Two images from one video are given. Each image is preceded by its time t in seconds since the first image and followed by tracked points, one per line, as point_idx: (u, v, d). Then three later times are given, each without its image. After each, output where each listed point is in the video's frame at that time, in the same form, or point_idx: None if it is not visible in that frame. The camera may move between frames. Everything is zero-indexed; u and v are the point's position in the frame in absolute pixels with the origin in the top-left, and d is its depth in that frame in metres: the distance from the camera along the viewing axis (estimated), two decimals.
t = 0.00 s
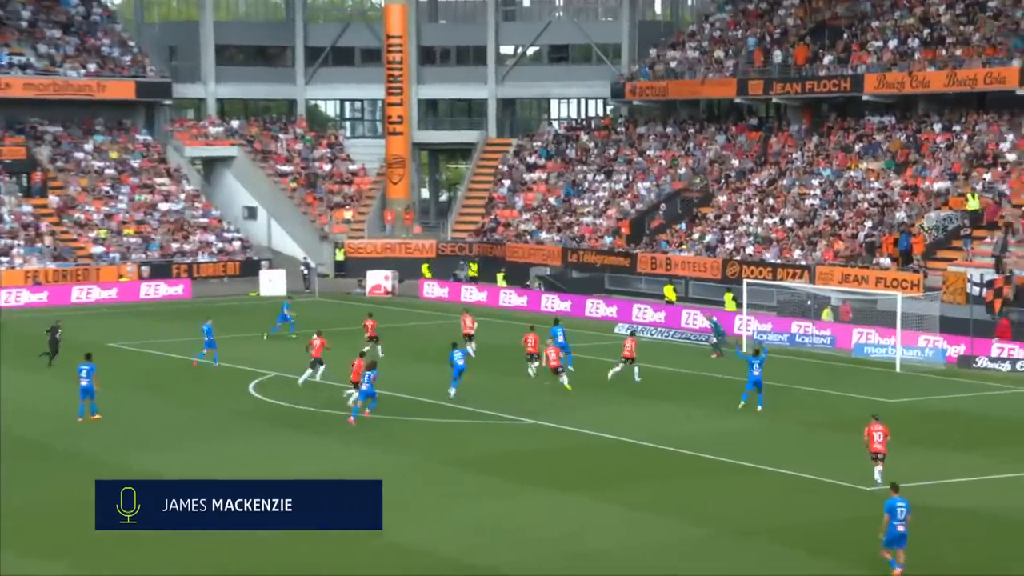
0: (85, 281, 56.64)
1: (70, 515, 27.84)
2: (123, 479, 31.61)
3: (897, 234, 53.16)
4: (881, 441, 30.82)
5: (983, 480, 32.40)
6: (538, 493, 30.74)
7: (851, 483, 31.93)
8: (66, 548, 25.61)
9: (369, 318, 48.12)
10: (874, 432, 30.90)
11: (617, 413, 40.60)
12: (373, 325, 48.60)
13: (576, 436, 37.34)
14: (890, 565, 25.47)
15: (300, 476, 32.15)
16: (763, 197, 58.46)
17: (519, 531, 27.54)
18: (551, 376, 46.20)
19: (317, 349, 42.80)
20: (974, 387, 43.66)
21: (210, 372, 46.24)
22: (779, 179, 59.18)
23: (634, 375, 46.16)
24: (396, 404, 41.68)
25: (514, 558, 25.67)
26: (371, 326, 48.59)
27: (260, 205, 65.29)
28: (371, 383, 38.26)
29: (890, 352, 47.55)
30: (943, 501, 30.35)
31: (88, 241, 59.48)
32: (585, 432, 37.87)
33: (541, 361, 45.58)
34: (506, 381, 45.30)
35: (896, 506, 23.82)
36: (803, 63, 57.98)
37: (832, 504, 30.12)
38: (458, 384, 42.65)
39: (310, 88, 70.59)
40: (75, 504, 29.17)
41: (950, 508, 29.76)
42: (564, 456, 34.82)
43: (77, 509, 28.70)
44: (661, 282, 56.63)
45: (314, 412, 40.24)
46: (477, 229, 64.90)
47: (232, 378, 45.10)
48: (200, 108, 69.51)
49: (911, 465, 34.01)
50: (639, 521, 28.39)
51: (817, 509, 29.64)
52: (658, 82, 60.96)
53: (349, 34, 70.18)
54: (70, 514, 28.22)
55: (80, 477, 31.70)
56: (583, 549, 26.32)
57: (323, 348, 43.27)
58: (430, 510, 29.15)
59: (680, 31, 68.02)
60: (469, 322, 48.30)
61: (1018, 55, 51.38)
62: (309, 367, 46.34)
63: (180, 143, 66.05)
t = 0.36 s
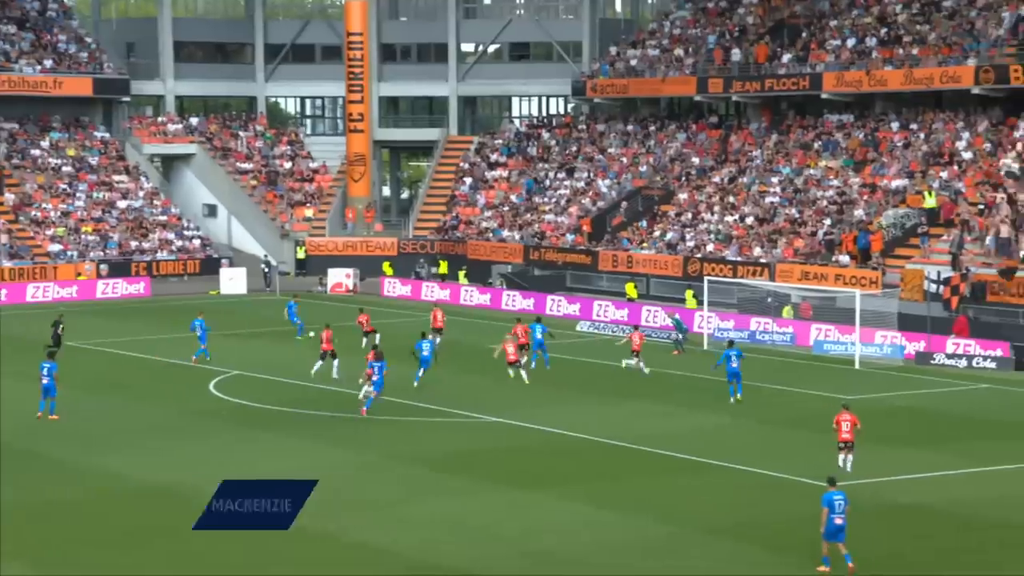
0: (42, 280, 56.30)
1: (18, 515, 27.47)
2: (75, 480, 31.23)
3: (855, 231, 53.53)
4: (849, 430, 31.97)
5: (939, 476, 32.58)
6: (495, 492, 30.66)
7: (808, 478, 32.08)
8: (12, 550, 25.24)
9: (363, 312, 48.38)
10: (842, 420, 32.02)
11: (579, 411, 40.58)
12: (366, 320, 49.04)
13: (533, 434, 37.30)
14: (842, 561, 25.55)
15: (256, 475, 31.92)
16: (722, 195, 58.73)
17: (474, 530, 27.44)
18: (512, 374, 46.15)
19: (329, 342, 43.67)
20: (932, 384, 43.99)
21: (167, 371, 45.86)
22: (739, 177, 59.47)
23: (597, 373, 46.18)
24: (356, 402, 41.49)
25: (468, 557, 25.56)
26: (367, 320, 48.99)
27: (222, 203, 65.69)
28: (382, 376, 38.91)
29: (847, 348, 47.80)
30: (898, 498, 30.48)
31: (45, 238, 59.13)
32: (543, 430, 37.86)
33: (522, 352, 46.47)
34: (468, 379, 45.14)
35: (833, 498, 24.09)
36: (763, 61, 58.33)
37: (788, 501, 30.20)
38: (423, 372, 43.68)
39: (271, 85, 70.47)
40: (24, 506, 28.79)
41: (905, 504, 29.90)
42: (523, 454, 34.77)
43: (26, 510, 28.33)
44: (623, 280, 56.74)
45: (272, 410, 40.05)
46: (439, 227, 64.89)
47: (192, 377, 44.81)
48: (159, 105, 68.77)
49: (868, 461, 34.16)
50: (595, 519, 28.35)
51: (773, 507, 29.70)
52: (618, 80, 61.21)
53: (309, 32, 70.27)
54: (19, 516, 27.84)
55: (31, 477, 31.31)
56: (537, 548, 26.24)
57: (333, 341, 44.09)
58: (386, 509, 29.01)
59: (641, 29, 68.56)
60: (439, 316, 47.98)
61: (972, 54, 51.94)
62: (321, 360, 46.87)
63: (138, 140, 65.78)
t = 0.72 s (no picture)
0: (31, 279, 56.27)
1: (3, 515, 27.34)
2: (62, 480, 31.09)
3: (844, 231, 53.62)
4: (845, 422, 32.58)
5: (929, 475, 32.55)
6: (485, 492, 30.57)
7: (798, 476, 32.04)
8: None
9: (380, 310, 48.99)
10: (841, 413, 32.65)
11: (569, 411, 40.48)
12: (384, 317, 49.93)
13: (523, 434, 37.29)
14: (830, 561, 25.54)
15: (245, 475, 31.79)
16: (712, 194, 58.77)
17: (463, 530, 27.37)
18: (502, 373, 46.15)
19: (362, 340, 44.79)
20: (921, 382, 44.01)
21: (156, 370, 45.79)
22: (728, 176, 59.50)
23: (585, 373, 46.10)
24: (345, 402, 41.36)
25: (455, 558, 25.47)
26: (385, 318, 49.59)
27: (211, 202, 65.65)
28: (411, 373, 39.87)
29: (836, 347, 47.82)
30: (888, 496, 30.46)
31: (33, 238, 59.14)
32: (532, 429, 37.86)
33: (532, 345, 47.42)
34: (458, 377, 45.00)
35: (805, 494, 24.55)
36: (752, 60, 58.34)
37: (777, 501, 30.12)
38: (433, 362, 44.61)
39: (261, 84, 70.41)
40: (10, 506, 28.66)
41: (896, 503, 29.87)
42: (513, 454, 34.68)
43: (11, 511, 28.20)
44: (613, 278, 56.75)
45: (261, 410, 40.02)
46: (428, 226, 64.91)
47: (181, 377, 44.72)
48: (147, 104, 68.75)
49: (858, 460, 34.12)
50: (581, 517, 28.34)
51: (762, 506, 29.65)
52: (608, 79, 61.30)
53: (298, 31, 70.28)
54: (5, 517, 27.71)
55: (16, 478, 31.16)
56: (526, 549, 26.16)
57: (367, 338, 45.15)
58: (375, 510, 28.91)
59: (630, 28, 68.57)
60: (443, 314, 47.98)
61: (960, 53, 52.06)
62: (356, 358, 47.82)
63: (127, 139, 65.74)
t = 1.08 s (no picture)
0: (25, 279, 57.00)
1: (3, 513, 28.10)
2: (60, 479, 31.93)
3: (826, 232, 54.63)
4: (831, 415, 34.67)
5: (904, 472, 33.52)
6: (474, 490, 31.43)
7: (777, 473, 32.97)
8: None
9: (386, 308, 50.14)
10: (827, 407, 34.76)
11: (556, 409, 41.35)
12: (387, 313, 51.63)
13: (510, 432, 38.18)
14: (801, 556, 26.45)
15: (239, 473, 32.66)
16: (696, 196, 59.76)
17: (452, 527, 28.22)
18: (490, 372, 47.04)
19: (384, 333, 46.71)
20: (900, 381, 44.83)
21: (150, 370, 46.60)
22: (712, 179, 60.48)
23: (572, 372, 46.98)
24: (336, 401, 42.17)
25: (445, 554, 26.32)
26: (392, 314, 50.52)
27: (202, 203, 66.50)
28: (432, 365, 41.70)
29: (819, 347, 48.69)
30: (864, 492, 31.42)
31: (27, 238, 59.84)
32: (519, 427, 38.76)
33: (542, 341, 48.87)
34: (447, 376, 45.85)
35: (778, 486, 25.67)
36: (736, 64, 59.37)
37: (758, 498, 31.01)
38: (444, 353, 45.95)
39: (252, 87, 71.25)
40: (9, 505, 29.42)
41: (870, 499, 30.84)
42: (501, 453, 35.54)
43: (11, 511, 28.97)
44: (599, 279, 57.72)
45: (253, 409, 40.86)
46: (417, 228, 65.83)
47: (175, 377, 45.50)
48: (140, 107, 69.54)
49: (837, 457, 35.03)
50: (563, 513, 29.28)
51: (741, 503, 30.57)
52: (594, 83, 62.29)
53: (289, 35, 71.14)
54: (5, 516, 28.48)
55: (15, 477, 31.92)
56: (514, 545, 27.02)
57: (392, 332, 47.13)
58: (367, 507, 29.75)
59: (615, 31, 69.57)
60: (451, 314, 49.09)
61: (940, 58, 53.09)
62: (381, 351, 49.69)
63: (120, 141, 66.50)
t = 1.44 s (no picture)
0: (22, 279, 58.21)
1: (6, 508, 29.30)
2: (59, 476, 33.14)
3: (805, 233, 56.01)
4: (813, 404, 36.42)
5: (874, 467, 34.81)
6: (460, 486, 32.66)
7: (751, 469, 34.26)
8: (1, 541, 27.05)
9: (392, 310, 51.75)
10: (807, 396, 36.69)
11: (541, 407, 42.60)
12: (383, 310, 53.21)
13: (495, 429, 39.43)
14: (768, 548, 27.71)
15: (232, 471, 33.88)
16: (678, 198, 61.17)
17: (438, 522, 29.46)
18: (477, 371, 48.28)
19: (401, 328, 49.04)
20: (877, 378, 46.09)
21: (145, 369, 47.79)
22: (694, 181, 61.88)
23: (558, 371, 48.26)
24: (327, 399, 43.37)
25: (431, 548, 27.55)
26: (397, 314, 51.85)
27: (197, 206, 67.75)
28: (444, 363, 44.02)
29: (799, 345, 50.01)
30: (833, 487, 32.70)
31: (25, 240, 61.03)
32: (504, 425, 40.01)
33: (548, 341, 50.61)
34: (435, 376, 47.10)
35: (750, 479, 26.88)
36: (718, 70, 60.93)
37: (731, 493, 32.27)
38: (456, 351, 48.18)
39: (244, 91, 72.53)
40: (12, 502, 30.62)
41: (839, 493, 32.13)
42: (487, 450, 36.78)
43: (13, 507, 30.17)
44: (585, 279, 59.05)
45: (246, 408, 42.08)
46: (407, 229, 67.14)
47: (170, 376, 46.72)
48: (135, 111, 70.79)
49: (811, 453, 36.30)
50: (545, 509, 30.51)
51: (715, 498, 31.84)
52: (580, 88, 63.75)
53: (281, 40, 72.51)
54: (7, 511, 29.68)
55: (17, 474, 33.11)
56: (497, 539, 28.25)
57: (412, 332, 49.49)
58: (355, 503, 30.97)
59: (600, 37, 70.98)
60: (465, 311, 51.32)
61: (915, 64, 54.61)
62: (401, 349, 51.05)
63: (115, 144, 67.76)
